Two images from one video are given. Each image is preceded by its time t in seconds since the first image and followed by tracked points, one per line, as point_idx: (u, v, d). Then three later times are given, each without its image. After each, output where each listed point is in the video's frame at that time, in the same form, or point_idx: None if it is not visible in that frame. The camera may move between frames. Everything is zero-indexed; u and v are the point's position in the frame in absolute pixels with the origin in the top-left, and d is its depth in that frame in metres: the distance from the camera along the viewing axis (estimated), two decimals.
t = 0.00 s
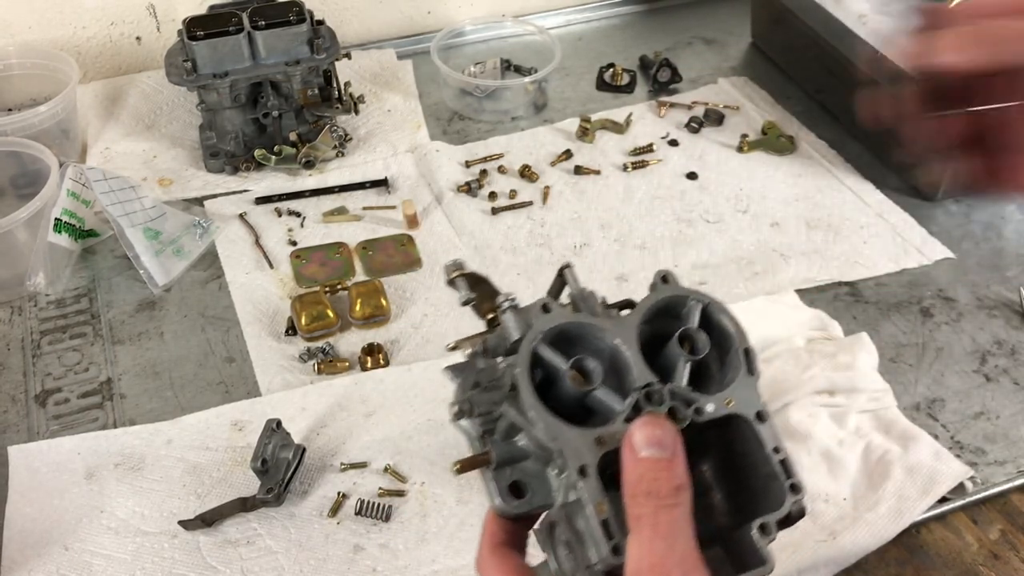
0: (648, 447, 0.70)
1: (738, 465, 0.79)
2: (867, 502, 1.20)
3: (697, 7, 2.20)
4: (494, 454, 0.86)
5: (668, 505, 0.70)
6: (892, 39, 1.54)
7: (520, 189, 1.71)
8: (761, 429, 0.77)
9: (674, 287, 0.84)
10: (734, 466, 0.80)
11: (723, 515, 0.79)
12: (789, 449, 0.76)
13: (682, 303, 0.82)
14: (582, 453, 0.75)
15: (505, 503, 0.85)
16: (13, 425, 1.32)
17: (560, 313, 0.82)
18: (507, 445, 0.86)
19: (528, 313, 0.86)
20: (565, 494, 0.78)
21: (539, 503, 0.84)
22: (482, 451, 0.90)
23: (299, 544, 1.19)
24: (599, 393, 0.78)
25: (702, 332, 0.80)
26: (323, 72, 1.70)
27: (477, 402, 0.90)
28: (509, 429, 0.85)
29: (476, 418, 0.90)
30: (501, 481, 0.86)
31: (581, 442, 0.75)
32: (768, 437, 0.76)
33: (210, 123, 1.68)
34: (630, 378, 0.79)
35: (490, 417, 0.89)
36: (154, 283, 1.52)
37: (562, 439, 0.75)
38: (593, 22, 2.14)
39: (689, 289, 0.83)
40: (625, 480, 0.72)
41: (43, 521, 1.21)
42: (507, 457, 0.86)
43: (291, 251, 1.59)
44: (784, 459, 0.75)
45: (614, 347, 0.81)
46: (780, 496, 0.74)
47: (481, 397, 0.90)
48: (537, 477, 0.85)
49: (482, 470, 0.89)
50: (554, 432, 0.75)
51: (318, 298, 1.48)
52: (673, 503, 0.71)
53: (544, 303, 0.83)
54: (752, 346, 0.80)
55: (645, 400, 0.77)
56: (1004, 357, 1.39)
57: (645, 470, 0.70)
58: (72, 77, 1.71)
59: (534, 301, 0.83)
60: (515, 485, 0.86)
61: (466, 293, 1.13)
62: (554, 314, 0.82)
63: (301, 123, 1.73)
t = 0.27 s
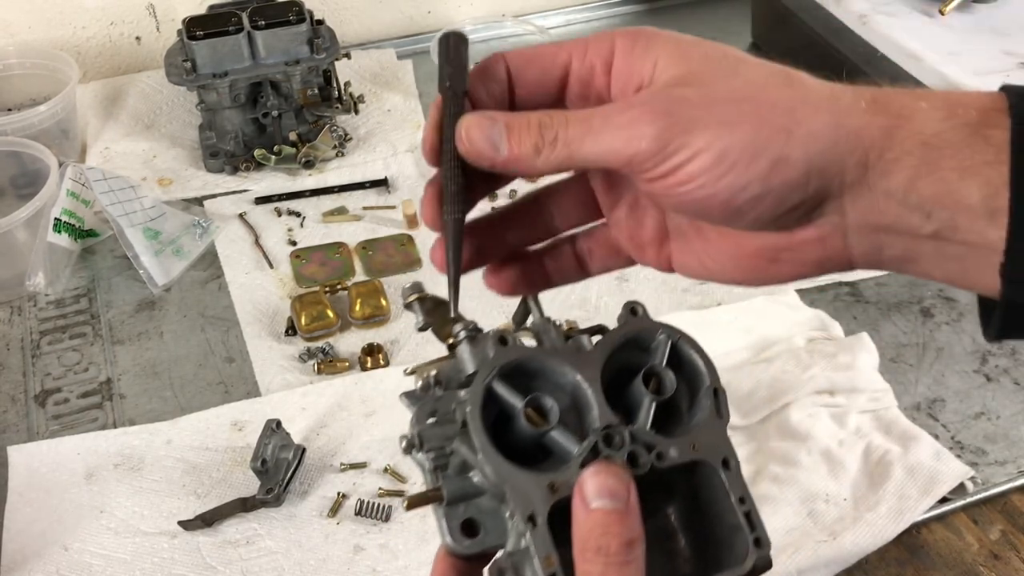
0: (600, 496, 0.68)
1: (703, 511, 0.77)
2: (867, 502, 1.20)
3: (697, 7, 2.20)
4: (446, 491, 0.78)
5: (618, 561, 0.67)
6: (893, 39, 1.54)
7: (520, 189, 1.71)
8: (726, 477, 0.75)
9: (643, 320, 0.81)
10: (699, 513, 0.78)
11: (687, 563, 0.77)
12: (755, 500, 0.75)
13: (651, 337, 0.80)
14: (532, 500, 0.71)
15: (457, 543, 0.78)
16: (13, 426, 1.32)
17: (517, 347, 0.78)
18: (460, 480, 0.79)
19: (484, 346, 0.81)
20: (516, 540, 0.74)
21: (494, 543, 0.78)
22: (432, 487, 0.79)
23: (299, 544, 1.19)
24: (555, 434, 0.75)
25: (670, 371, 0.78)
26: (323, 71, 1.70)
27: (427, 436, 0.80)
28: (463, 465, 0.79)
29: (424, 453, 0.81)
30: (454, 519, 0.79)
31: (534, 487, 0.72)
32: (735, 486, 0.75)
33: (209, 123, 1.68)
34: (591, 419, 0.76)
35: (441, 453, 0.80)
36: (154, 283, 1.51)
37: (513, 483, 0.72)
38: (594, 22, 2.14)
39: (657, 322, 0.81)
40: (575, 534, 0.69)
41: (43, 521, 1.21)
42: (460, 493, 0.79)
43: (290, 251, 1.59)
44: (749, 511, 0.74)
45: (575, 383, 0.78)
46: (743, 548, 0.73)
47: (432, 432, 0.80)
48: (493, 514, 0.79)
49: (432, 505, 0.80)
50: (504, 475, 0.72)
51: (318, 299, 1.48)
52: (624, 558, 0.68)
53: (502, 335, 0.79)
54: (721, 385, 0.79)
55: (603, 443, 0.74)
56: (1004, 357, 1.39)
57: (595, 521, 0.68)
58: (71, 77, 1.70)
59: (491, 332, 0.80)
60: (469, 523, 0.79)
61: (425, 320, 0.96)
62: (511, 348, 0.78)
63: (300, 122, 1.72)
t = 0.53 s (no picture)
0: (573, 526, 0.68)
1: (697, 544, 0.78)
2: (867, 502, 1.20)
3: (698, 7, 2.20)
4: (428, 511, 0.82)
5: None
6: (893, 39, 1.54)
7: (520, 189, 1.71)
8: (720, 512, 0.75)
9: (638, 341, 0.83)
10: (693, 545, 0.78)
11: None
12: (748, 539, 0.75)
13: (646, 359, 0.82)
14: (509, 529, 0.72)
15: (437, 564, 0.80)
16: (13, 426, 1.32)
17: (504, 365, 0.80)
18: (443, 501, 0.82)
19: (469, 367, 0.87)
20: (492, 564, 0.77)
21: (473, 567, 0.80)
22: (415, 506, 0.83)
23: (299, 545, 1.19)
24: (539, 458, 0.75)
25: (665, 397, 0.78)
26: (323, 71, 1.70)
27: (409, 453, 0.85)
28: (445, 485, 0.82)
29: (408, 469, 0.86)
30: (436, 540, 0.82)
31: (511, 514, 0.73)
32: (729, 523, 0.75)
33: (209, 122, 1.68)
34: (579, 444, 0.77)
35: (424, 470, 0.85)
36: (153, 283, 1.51)
37: (490, 509, 0.73)
38: (594, 22, 2.13)
39: (655, 345, 0.83)
40: (549, 564, 0.69)
41: (42, 521, 1.21)
42: (442, 514, 0.82)
43: (290, 251, 1.58)
44: (742, 550, 0.74)
45: (563, 404, 0.79)
46: None
47: (415, 448, 0.85)
48: (476, 537, 0.82)
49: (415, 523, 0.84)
50: (483, 502, 0.73)
51: (318, 299, 1.48)
52: None
53: (489, 351, 0.81)
54: (720, 415, 0.80)
55: (590, 470, 0.75)
56: (1005, 357, 1.39)
57: (568, 551, 0.68)
58: (71, 77, 1.70)
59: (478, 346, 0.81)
60: (451, 544, 0.82)
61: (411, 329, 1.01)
62: (497, 367, 0.80)
63: (300, 122, 1.72)
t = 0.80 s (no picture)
0: (564, 525, 0.68)
1: (693, 547, 0.78)
2: (867, 502, 1.20)
3: (698, 6, 2.19)
4: (420, 509, 0.82)
5: None
6: (894, 39, 1.54)
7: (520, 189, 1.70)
8: (716, 516, 0.75)
9: (637, 340, 0.83)
10: (689, 549, 0.78)
11: None
12: (745, 544, 0.74)
13: (643, 358, 0.82)
14: (500, 527, 0.72)
15: (428, 563, 0.80)
16: (13, 426, 1.32)
17: (499, 364, 0.82)
18: (436, 499, 0.83)
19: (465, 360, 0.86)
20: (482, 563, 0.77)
21: (464, 567, 0.80)
22: (407, 504, 0.84)
23: (298, 545, 1.19)
24: (532, 456, 0.76)
25: (663, 397, 0.78)
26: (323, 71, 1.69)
27: (402, 449, 0.84)
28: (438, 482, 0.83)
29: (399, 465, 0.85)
30: (427, 539, 0.81)
31: (502, 512, 0.73)
32: (725, 527, 0.74)
33: (209, 122, 1.68)
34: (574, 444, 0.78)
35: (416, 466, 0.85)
36: (153, 283, 1.51)
37: (481, 506, 0.73)
38: (594, 22, 2.13)
39: (653, 345, 0.83)
40: (538, 564, 0.69)
41: (42, 521, 1.21)
42: (434, 511, 0.82)
43: (290, 251, 1.58)
44: (738, 555, 0.73)
45: (558, 402, 0.80)
46: None
47: (408, 445, 0.85)
48: (468, 536, 0.82)
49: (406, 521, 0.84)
50: (474, 499, 0.73)
51: (318, 299, 1.48)
52: None
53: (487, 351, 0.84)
54: (718, 417, 0.79)
55: (584, 469, 0.75)
56: (1005, 358, 1.39)
57: (559, 550, 0.67)
58: (71, 77, 1.70)
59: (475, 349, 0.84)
60: (442, 543, 0.82)
61: (408, 322, 1.06)
62: (491, 366, 0.82)
63: (300, 122, 1.72)
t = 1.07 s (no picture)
0: (555, 520, 0.68)
1: (687, 542, 0.77)
2: (867, 503, 1.20)
3: (698, 6, 2.19)
4: (414, 506, 0.82)
5: None
6: (894, 39, 1.54)
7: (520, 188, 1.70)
8: (710, 510, 0.74)
9: (629, 336, 0.83)
10: (683, 544, 0.78)
11: None
12: (738, 539, 0.73)
13: (635, 354, 0.83)
14: (491, 522, 0.72)
15: (422, 561, 0.80)
16: (12, 426, 1.32)
17: (492, 361, 0.83)
18: (430, 497, 0.83)
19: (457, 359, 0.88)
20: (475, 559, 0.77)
21: (459, 565, 0.79)
22: (402, 502, 0.84)
23: (298, 545, 1.19)
24: (524, 451, 0.75)
25: (655, 393, 0.78)
26: (323, 71, 1.69)
27: (395, 447, 0.87)
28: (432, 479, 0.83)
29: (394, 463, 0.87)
30: (422, 537, 0.81)
31: (494, 507, 0.72)
32: (718, 521, 0.74)
33: (209, 122, 1.68)
34: (566, 439, 0.78)
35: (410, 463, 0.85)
36: (153, 283, 1.51)
37: (473, 502, 0.72)
38: (594, 22, 2.13)
39: (645, 341, 0.83)
40: (529, 560, 0.69)
41: (42, 521, 1.20)
42: (428, 509, 0.82)
43: (290, 251, 1.58)
44: (731, 549, 0.73)
45: (550, 398, 0.80)
46: None
47: (401, 443, 0.87)
48: (463, 534, 0.81)
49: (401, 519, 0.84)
50: (466, 496, 0.73)
51: (318, 299, 1.48)
52: None
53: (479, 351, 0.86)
54: (711, 412, 0.79)
55: (577, 465, 0.75)
56: (1006, 358, 1.38)
57: (549, 545, 0.67)
58: (70, 77, 1.70)
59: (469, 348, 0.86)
60: (437, 541, 0.81)
61: (401, 321, 1.03)
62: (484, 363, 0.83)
63: (300, 122, 1.72)
